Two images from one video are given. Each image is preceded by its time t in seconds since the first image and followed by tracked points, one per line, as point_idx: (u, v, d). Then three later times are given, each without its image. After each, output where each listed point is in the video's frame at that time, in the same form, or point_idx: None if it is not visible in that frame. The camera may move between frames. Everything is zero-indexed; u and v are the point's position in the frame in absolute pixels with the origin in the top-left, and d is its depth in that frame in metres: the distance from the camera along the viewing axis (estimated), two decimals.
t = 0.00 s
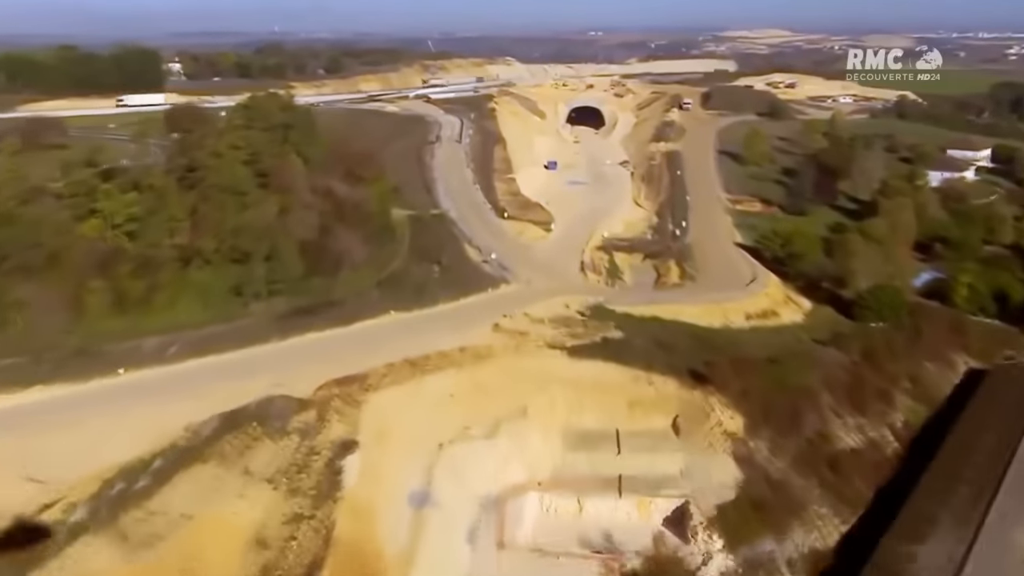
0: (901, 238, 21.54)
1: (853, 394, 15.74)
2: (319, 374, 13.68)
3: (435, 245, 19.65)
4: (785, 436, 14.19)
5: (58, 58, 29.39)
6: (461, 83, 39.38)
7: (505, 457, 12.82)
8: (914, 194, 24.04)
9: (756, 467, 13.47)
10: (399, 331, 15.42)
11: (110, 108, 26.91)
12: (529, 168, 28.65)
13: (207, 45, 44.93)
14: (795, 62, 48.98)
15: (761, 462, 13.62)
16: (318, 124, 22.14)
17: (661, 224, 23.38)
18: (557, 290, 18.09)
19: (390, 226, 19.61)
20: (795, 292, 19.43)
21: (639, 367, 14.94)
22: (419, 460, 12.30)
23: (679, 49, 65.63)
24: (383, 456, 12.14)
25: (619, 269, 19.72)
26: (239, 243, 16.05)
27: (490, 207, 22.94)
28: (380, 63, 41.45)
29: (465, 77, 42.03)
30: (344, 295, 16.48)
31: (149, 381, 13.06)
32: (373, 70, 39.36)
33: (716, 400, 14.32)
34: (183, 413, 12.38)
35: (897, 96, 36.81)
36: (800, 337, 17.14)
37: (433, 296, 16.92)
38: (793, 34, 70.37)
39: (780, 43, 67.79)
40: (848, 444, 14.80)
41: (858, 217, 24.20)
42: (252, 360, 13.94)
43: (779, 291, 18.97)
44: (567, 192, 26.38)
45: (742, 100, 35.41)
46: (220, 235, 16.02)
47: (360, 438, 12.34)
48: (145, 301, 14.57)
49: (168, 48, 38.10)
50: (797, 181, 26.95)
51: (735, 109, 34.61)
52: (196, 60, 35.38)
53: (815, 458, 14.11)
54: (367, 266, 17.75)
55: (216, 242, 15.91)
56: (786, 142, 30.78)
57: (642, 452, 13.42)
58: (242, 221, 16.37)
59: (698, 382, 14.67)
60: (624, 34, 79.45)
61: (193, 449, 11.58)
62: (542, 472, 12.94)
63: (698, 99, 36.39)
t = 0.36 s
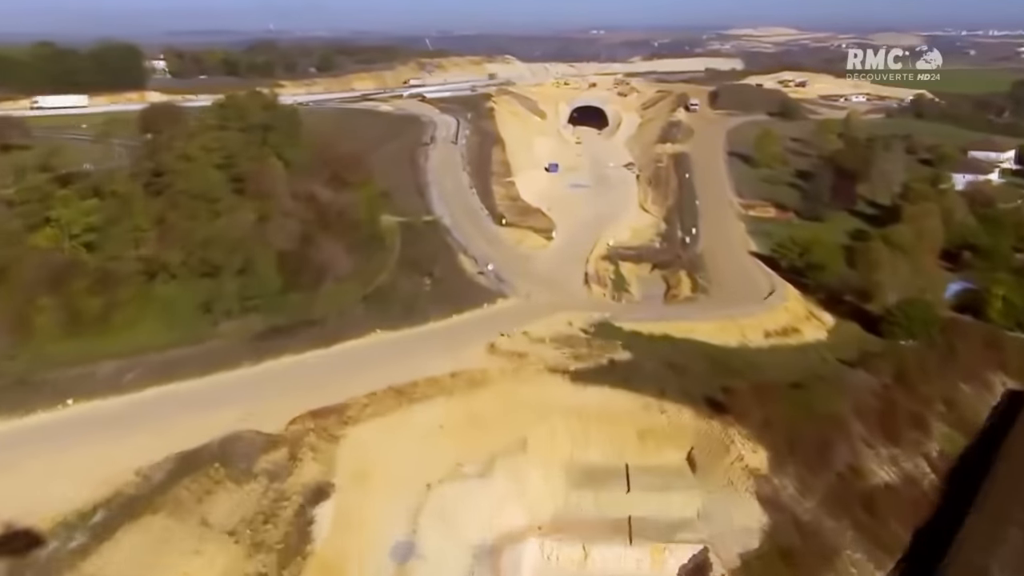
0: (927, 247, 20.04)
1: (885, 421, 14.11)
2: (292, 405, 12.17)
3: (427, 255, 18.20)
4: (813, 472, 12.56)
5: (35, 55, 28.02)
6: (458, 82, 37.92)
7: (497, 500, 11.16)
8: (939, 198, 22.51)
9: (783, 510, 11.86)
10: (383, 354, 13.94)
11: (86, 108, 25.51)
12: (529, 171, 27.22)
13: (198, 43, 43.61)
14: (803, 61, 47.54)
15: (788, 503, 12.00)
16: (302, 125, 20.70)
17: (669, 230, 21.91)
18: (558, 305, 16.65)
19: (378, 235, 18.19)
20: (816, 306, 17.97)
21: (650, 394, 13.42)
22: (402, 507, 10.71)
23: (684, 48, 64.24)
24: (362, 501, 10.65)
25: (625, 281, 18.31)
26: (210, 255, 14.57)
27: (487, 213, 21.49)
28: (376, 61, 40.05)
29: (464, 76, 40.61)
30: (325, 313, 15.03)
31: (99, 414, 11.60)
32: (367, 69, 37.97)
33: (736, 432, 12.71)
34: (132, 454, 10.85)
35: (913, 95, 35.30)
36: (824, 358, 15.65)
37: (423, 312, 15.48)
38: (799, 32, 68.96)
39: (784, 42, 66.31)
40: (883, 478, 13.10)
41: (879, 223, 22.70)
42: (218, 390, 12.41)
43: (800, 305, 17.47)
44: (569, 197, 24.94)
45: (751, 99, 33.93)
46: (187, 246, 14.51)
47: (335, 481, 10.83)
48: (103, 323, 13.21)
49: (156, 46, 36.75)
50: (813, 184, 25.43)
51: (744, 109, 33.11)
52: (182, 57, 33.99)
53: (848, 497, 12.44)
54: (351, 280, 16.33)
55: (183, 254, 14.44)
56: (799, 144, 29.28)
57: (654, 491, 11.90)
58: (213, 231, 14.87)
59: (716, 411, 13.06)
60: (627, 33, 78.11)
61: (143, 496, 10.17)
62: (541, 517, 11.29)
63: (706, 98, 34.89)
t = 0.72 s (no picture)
0: (957, 253, 18.47)
1: (926, 455, 12.38)
2: (251, 441, 10.70)
3: (412, 264, 16.72)
4: (846, 516, 10.85)
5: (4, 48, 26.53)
6: (454, 78, 36.39)
7: (486, 553, 9.65)
8: (968, 198, 20.90)
9: (815, 561, 10.06)
10: (357, 378, 12.46)
11: (54, 103, 23.99)
12: (526, 172, 25.69)
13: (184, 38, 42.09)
14: (810, 57, 45.96)
15: (819, 552, 10.21)
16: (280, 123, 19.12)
17: (676, 235, 20.37)
18: (556, 319, 15.10)
19: (359, 241, 16.69)
20: (839, 319, 16.39)
21: (660, 425, 11.88)
22: (372, 565, 9.14)
23: (687, 44, 62.79)
24: (321, 557, 9.07)
25: (629, 293, 16.79)
26: (166, 267, 13.12)
27: (480, 217, 19.95)
28: (368, 57, 38.61)
29: (460, 73, 39.11)
30: (295, 330, 13.53)
31: (28, 452, 10.30)
32: (358, 64, 36.48)
33: (759, 470, 11.21)
34: (64, 502, 9.49)
35: (928, 91, 33.75)
36: (851, 379, 14.10)
37: (406, 330, 13.94)
38: (804, 29, 67.48)
39: (789, 39, 64.76)
40: (925, 520, 11.30)
41: (902, 226, 21.12)
42: (167, 423, 11.02)
43: (822, 320, 15.90)
44: (569, 200, 23.40)
45: (760, 95, 32.36)
46: (141, 258, 13.04)
47: (295, 532, 9.32)
48: (40, 344, 11.78)
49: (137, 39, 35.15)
50: (829, 185, 23.86)
51: (753, 107, 31.54)
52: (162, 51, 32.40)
53: (890, 543, 10.59)
54: (328, 292, 14.87)
55: (135, 267, 12.91)
56: (813, 143, 27.71)
57: (665, 538, 10.33)
58: (171, 240, 13.42)
59: (736, 447, 11.55)
60: (628, 30, 76.60)
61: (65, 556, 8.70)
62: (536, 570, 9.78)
63: (712, 95, 33.32)
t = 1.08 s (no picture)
0: (992, 261, 16.86)
1: (979, 493, 10.36)
2: (181, 489, 9.26)
3: (393, 273, 15.21)
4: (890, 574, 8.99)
5: None
6: (448, 76, 34.92)
7: None
8: (1000, 200, 19.28)
9: None
10: (321, 409, 10.93)
11: (19, 100, 22.55)
12: (522, 173, 24.18)
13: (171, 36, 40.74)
14: (818, 54, 44.43)
15: None
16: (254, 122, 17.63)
17: (683, 242, 18.82)
18: (551, 337, 13.58)
19: (333, 250, 15.23)
20: (865, 336, 14.79)
21: (669, 463, 10.29)
22: None
23: (690, 43, 61.36)
24: None
25: (631, 306, 15.27)
26: (102, 280, 11.42)
27: (470, 222, 18.39)
28: (360, 54, 37.19)
29: (455, 71, 37.67)
30: (254, 353, 12.02)
31: None
32: (349, 62, 35.04)
33: (786, 518, 9.46)
34: None
35: (945, 88, 32.19)
36: (883, 406, 12.50)
37: (381, 352, 12.41)
38: (810, 28, 66.04)
39: (792, 38, 63.30)
40: None
41: (927, 232, 19.55)
42: (94, 466, 9.59)
43: (847, 336, 14.27)
44: (567, 203, 21.87)
45: (769, 92, 30.80)
46: (74, 271, 11.37)
47: None
48: None
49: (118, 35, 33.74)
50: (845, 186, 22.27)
51: (762, 105, 29.99)
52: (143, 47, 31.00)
53: None
54: (295, 308, 13.36)
55: (67, 282, 11.24)
56: (826, 143, 26.16)
57: None
58: (110, 250, 11.76)
59: (759, 491, 9.92)
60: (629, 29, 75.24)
61: None
62: None
63: (719, 92, 31.77)
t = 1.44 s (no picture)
0: None
1: None
2: (79, 563, 7.57)
3: (367, 284, 13.64)
4: None
5: None
6: (441, 73, 33.41)
7: None
8: None
9: None
10: (270, 451, 9.32)
11: None
12: (516, 175, 22.63)
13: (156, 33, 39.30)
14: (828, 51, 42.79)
15: None
16: (218, 120, 16.08)
17: (691, 249, 17.22)
18: (544, 358, 11.96)
19: (302, 259, 13.68)
20: (899, 355, 13.09)
21: (681, 515, 8.68)
22: None
23: (694, 40, 59.76)
24: None
25: (634, 322, 13.65)
26: (17, 298, 10.05)
27: (458, 227, 16.80)
28: (351, 53, 35.74)
29: (450, 69, 36.18)
30: (198, 382, 10.43)
31: None
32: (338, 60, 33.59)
33: None
34: None
35: (965, 84, 30.50)
36: (927, 438, 10.80)
37: (347, 378, 10.80)
38: (816, 25, 64.39)
39: (799, 36, 61.65)
40: None
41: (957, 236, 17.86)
42: None
43: (879, 358, 12.61)
44: (565, 206, 20.28)
45: (779, 88, 29.15)
46: None
47: None
48: None
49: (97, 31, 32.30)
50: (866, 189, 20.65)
51: (772, 102, 28.38)
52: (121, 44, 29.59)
53: None
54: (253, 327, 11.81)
55: None
56: (842, 142, 24.53)
57: None
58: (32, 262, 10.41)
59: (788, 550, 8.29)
60: (631, 27, 73.65)
61: None
62: None
63: (726, 89, 30.17)
